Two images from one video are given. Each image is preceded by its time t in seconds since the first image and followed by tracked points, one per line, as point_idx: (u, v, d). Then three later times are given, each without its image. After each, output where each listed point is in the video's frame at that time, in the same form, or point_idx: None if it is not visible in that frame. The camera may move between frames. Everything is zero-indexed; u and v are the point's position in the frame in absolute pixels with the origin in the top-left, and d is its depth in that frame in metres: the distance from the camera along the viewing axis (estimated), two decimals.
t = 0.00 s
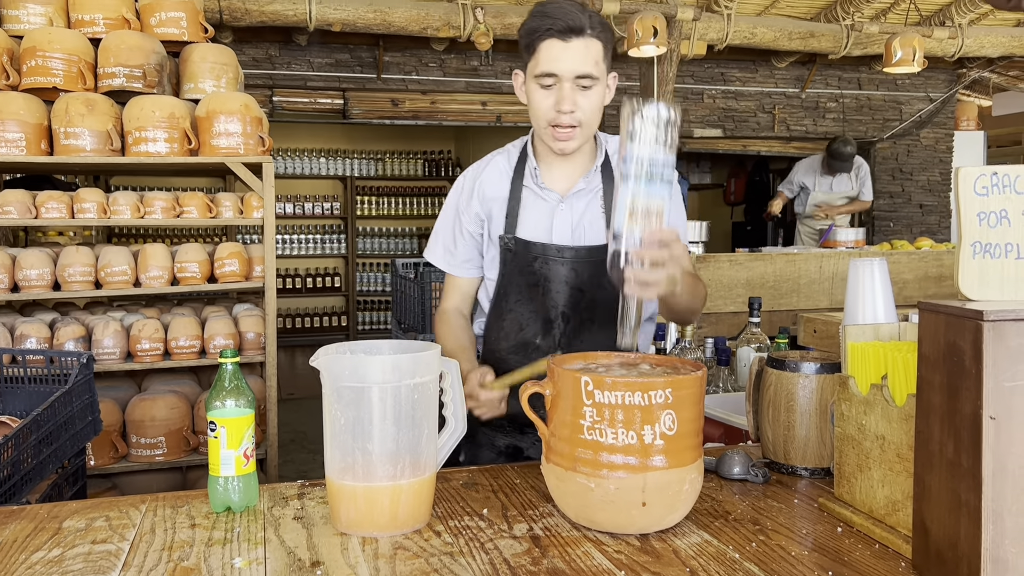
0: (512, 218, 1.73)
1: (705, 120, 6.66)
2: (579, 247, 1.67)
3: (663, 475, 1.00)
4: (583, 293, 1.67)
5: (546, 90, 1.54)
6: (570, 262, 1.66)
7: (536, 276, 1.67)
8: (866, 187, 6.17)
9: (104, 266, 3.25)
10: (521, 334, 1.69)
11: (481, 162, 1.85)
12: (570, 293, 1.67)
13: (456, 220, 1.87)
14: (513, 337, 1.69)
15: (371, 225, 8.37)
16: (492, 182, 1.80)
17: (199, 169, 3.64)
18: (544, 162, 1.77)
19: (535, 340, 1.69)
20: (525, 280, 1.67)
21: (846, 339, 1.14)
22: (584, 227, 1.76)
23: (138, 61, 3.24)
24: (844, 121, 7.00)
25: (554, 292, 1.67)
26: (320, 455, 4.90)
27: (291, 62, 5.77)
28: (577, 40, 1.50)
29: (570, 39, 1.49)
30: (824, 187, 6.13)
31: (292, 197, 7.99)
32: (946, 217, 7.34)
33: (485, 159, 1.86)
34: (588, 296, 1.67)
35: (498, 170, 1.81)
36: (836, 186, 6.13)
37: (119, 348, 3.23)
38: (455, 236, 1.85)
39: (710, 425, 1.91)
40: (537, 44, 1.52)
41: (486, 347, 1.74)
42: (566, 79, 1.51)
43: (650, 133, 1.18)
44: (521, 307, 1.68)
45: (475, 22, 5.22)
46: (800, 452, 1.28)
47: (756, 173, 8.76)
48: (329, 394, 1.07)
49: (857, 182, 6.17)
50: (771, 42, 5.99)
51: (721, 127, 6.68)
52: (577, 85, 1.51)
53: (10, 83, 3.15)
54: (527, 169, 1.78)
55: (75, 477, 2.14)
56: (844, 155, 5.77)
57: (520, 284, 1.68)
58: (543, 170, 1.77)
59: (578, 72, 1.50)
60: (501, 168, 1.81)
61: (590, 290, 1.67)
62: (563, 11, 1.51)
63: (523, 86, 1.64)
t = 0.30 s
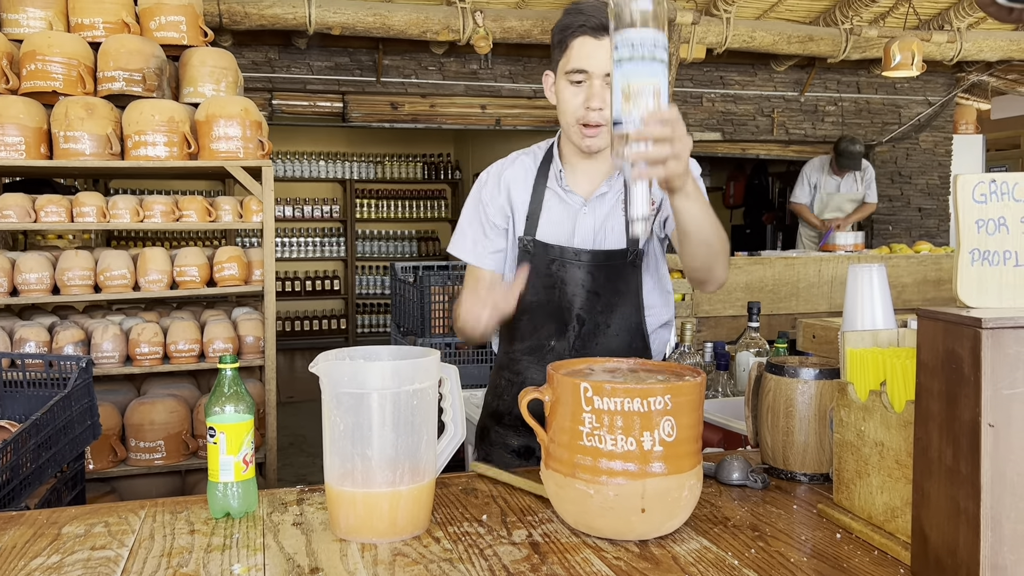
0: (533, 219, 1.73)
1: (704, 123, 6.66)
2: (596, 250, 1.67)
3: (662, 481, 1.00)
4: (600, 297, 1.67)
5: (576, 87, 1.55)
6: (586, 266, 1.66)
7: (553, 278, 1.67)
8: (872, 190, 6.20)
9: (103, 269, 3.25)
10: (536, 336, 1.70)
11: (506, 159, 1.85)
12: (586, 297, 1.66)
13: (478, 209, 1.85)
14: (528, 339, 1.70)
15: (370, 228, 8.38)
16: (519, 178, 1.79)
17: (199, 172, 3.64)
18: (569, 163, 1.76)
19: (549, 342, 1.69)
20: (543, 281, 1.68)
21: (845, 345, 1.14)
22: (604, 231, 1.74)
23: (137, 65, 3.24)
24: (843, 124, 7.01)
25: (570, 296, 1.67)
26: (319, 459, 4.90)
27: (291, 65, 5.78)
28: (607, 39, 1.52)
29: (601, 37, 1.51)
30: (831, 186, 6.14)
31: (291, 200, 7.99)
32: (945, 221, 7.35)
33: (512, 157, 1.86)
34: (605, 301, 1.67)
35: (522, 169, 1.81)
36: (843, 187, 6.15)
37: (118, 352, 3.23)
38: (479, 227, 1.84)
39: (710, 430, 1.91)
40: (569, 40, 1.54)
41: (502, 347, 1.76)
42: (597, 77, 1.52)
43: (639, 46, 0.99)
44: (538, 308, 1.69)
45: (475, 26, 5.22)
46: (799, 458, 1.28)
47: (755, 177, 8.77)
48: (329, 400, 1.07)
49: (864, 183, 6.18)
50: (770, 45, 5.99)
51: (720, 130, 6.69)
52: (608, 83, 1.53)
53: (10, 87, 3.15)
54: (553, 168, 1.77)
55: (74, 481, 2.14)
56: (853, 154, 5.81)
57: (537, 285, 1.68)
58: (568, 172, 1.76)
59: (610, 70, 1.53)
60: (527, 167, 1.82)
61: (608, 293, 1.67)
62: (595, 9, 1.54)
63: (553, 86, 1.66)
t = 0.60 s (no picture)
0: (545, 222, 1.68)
1: (704, 126, 6.66)
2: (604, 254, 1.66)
3: (661, 486, 0.99)
4: (604, 300, 1.66)
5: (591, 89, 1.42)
6: (593, 270, 1.65)
7: (559, 280, 1.66)
8: (878, 200, 6.17)
9: (101, 272, 3.25)
10: (538, 336, 1.68)
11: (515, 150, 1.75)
12: (591, 300, 1.65)
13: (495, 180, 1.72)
14: (530, 338, 1.69)
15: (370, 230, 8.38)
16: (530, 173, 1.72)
17: (198, 175, 3.64)
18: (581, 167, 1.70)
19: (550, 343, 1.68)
20: (548, 282, 1.66)
21: (845, 349, 1.14)
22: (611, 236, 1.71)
23: (137, 67, 3.24)
24: (843, 127, 7.01)
25: (574, 298, 1.66)
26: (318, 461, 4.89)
27: (291, 67, 5.78)
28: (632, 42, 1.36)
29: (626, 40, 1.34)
30: (840, 193, 6.11)
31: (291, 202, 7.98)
32: (945, 224, 7.35)
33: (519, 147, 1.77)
34: (608, 304, 1.66)
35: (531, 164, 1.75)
36: (850, 195, 6.12)
37: (117, 354, 3.23)
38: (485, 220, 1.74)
39: (709, 434, 1.91)
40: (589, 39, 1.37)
41: (502, 345, 1.74)
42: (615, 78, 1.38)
43: (604, 89, 1.08)
44: (542, 308, 1.68)
45: (475, 28, 5.23)
46: (799, 462, 1.28)
47: (756, 179, 8.77)
48: (327, 404, 1.06)
49: (871, 192, 6.14)
50: (770, 48, 6.00)
51: (720, 133, 6.69)
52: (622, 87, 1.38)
53: (9, 89, 3.15)
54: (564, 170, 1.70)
55: (72, 484, 2.13)
56: (864, 162, 5.78)
57: (543, 285, 1.67)
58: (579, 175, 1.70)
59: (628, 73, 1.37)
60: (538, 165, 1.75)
61: (612, 297, 1.66)
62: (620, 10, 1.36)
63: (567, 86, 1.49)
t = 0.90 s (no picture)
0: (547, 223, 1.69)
1: (705, 127, 6.66)
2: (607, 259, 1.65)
3: (662, 488, 0.99)
4: (607, 305, 1.65)
5: (604, 100, 1.44)
6: (594, 275, 1.64)
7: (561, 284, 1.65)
8: (881, 208, 6.22)
9: (101, 273, 3.25)
10: (537, 338, 1.68)
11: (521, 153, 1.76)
12: (591, 304, 1.64)
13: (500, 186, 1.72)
14: (530, 341, 1.68)
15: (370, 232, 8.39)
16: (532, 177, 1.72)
17: (198, 176, 3.64)
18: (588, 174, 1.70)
19: (551, 347, 1.68)
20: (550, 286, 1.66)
21: (846, 351, 1.13)
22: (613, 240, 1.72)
23: (137, 68, 3.24)
24: (843, 129, 7.01)
25: (574, 302, 1.65)
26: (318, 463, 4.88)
27: (292, 69, 5.78)
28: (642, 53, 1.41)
29: (637, 52, 1.39)
30: (843, 195, 6.14)
31: (291, 203, 7.98)
32: (945, 226, 7.35)
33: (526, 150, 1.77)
34: (610, 309, 1.65)
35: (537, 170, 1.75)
36: (851, 199, 6.14)
37: (117, 355, 3.23)
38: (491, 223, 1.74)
39: (710, 436, 1.90)
40: (603, 51, 1.42)
41: (502, 347, 1.73)
42: (626, 90, 1.41)
43: (575, 135, 1.10)
44: (545, 312, 1.67)
45: (475, 30, 5.23)
46: (799, 465, 1.27)
47: (756, 182, 8.77)
48: (326, 406, 1.06)
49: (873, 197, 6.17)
50: (771, 51, 6.00)
51: (721, 135, 6.68)
52: (635, 98, 1.42)
53: (9, 90, 3.15)
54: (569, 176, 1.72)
55: (71, 485, 2.13)
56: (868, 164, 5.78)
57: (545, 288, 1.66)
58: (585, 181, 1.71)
59: (640, 85, 1.41)
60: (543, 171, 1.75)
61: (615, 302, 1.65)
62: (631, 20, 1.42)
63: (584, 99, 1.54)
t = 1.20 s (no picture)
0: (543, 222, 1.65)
1: (706, 129, 6.66)
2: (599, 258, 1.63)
3: (664, 489, 0.99)
4: (600, 305, 1.65)
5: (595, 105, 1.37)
6: (588, 275, 1.64)
7: (555, 283, 1.65)
8: (881, 214, 6.23)
9: (103, 273, 3.25)
10: (530, 337, 1.68)
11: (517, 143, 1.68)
12: (584, 304, 1.65)
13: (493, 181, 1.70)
14: (524, 339, 1.69)
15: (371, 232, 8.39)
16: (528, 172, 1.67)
17: (200, 176, 3.64)
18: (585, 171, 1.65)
19: (546, 346, 1.68)
20: (544, 285, 1.65)
21: (850, 352, 1.13)
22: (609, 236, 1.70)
23: (138, 68, 3.24)
24: (845, 131, 7.00)
25: (567, 302, 1.65)
26: (318, 463, 4.88)
27: (292, 69, 5.77)
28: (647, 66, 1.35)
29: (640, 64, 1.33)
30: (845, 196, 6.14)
31: (292, 204, 7.98)
32: (947, 228, 7.34)
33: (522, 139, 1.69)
34: (603, 309, 1.65)
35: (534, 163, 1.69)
36: (851, 200, 6.15)
37: (118, 356, 3.23)
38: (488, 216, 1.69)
39: (711, 437, 1.90)
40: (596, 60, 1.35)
41: (498, 344, 1.73)
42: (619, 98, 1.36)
43: None
44: (540, 310, 1.66)
45: (477, 31, 5.24)
46: (801, 465, 1.27)
47: (757, 183, 8.78)
48: (328, 406, 1.06)
49: (874, 199, 6.19)
50: (772, 52, 6.01)
51: (722, 136, 6.69)
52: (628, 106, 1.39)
53: (11, 90, 3.15)
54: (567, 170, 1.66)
55: (72, 485, 2.13)
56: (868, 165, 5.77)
57: (540, 287, 1.66)
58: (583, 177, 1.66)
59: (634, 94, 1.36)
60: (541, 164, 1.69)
61: (608, 301, 1.65)
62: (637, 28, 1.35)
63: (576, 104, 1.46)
